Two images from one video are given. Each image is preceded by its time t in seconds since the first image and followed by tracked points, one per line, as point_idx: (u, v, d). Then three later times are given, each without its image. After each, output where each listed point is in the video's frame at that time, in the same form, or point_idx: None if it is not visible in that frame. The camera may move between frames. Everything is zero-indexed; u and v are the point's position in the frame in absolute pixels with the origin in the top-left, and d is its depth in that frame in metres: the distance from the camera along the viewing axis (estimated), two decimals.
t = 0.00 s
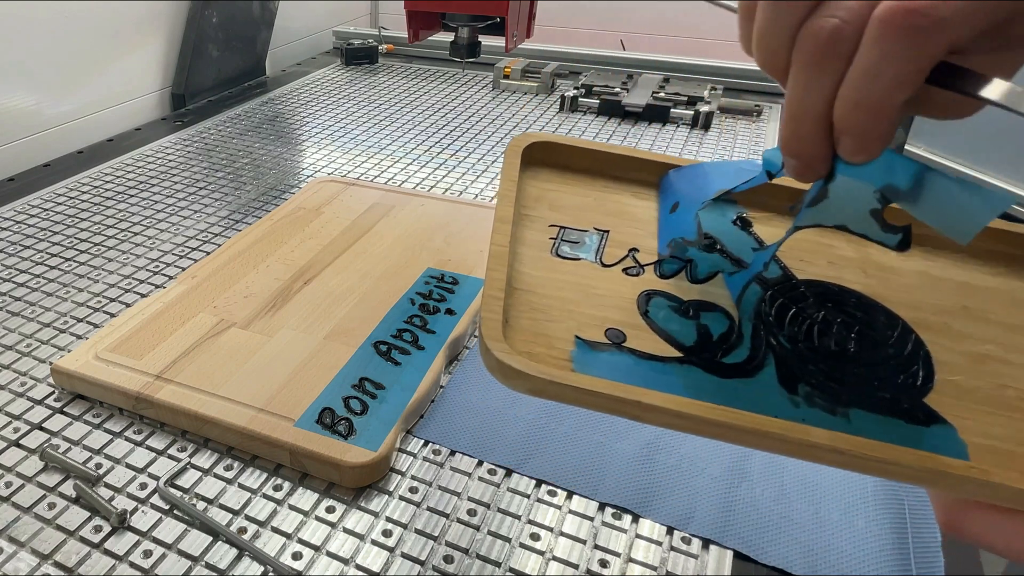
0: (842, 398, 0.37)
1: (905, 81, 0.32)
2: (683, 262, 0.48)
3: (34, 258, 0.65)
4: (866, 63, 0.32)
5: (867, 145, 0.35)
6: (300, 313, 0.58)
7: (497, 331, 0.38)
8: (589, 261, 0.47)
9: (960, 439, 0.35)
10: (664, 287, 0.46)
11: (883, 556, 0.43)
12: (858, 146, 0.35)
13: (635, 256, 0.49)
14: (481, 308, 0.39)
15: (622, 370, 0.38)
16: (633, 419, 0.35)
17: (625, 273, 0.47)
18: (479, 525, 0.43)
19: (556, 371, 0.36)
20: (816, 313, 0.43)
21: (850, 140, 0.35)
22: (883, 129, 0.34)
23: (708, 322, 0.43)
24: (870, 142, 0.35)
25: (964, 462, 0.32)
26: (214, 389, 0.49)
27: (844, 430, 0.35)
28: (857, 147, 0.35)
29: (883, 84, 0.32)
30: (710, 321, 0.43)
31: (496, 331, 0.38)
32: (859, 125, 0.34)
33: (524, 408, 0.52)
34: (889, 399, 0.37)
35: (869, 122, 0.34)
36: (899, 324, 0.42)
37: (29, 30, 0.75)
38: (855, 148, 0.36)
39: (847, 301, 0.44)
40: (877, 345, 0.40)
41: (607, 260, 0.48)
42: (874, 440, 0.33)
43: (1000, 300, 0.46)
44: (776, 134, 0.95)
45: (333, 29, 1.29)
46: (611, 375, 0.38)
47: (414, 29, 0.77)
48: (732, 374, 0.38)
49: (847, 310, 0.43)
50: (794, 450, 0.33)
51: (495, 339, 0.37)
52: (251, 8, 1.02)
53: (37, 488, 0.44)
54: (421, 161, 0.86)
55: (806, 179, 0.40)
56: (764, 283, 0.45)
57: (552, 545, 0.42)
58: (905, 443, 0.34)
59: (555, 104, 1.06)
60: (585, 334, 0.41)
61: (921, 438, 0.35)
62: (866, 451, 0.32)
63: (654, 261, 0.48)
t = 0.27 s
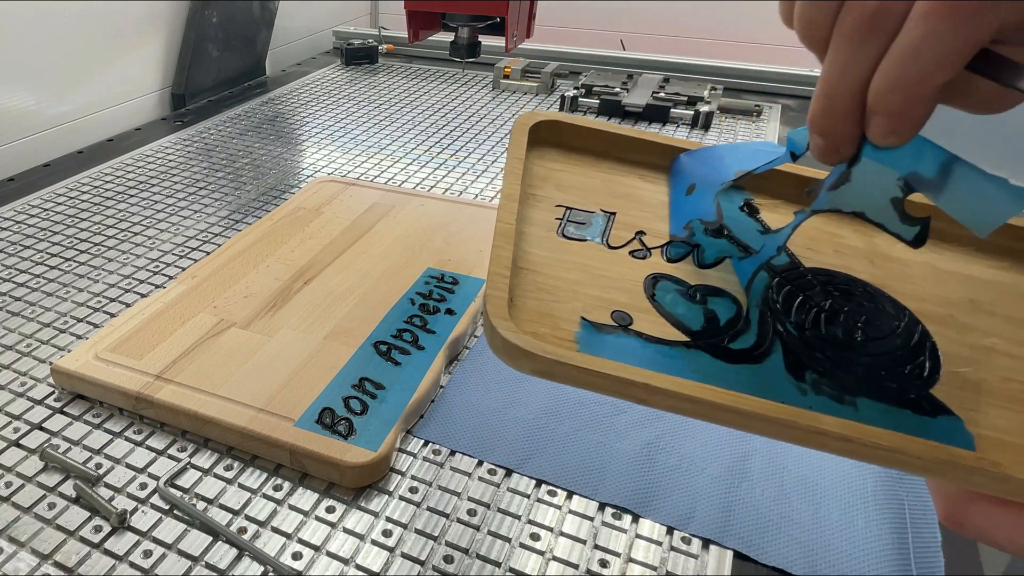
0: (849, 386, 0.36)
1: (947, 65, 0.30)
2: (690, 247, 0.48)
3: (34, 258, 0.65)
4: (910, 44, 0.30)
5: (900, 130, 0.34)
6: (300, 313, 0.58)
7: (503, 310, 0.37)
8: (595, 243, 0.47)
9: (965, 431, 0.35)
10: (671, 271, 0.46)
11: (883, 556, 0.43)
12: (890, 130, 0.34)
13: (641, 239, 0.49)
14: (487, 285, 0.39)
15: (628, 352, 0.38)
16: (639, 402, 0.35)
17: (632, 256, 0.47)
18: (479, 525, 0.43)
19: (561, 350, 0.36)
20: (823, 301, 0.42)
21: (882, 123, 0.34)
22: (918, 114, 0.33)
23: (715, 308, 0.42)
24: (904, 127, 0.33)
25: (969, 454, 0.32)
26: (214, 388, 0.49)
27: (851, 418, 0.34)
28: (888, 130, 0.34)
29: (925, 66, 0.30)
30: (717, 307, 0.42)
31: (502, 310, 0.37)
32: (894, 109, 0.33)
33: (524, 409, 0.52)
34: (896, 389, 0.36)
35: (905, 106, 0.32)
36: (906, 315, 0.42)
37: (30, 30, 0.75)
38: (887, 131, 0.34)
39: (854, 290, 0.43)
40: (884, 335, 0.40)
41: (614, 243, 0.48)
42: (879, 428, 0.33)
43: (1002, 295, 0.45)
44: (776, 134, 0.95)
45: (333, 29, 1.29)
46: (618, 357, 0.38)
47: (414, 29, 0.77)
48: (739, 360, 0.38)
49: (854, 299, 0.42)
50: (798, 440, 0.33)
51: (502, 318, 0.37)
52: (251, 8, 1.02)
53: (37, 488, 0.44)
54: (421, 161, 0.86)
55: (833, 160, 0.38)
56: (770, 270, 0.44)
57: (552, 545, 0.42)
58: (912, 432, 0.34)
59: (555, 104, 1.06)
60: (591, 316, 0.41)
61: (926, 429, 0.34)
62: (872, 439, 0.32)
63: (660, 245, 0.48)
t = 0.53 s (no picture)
0: (849, 383, 0.36)
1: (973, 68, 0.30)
2: (690, 246, 0.48)
3: (34, 258, 0.65)
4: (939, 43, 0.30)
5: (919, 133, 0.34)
6: (300, 313, 0.58)
7: (503, 305, 0.37)
8: (594, 241, 0.47)
9: (965, 429, 0.35)
10: (670, 269, 0.46)
11: (883, 557, 0.43)
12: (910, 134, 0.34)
13: (640, 237, 0.49)
14: (487, 281, 0.39)
15: (627, 348, 0.38)
16: (638, 398, 0.35)
17: (631, 254, 0.47)
18: (479, 525, 0.43)
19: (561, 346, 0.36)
20: (822, 299, 0.42)
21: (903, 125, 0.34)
22: (938, 118, 0.33)
23: (715, 306, 0.43)
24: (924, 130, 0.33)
25: (969, 450, 0.32)
26: (215, 388, 0.49)
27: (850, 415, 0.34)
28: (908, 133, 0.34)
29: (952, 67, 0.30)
30: (716, 305, 0.42)
31: (503, 305, 0.37)
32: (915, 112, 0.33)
33: (524, 408, 0.52)
34: (895, 387, 0.36)
35: (927, 108, 0.32)
36: (905, 313, 0.42)
37: (31, 30, 0.75)
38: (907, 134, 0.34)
39: (853, 289, 0.43)
40: (883, 333, 0.40)
41: (614, 241, 0.48)
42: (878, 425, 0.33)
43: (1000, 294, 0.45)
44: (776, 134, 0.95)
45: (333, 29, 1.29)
46: (617, 353, 0.38)
47: (414, 29, 0.77)
48: (738, 357, 0.38)
49: (853, 298, 0.42)
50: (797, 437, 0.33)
51: (502, 314, 0.37)
52: (251, 8, 1.02)
53: (37, 488, 0.44)
54: (421, 161, 0.86)
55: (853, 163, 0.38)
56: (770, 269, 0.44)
57: (552, 545, 0.42)
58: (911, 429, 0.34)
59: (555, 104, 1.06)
60: (590, 313, 0.41)
61: (926, 425, 0.34)
62: (873, 435, 0.32)
63: (661, 243, 0.48)
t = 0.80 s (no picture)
0: (849, 381, 0.36)
1: (979, 85, 0.29)
2: (690, 244, 0.48)
3: (34, 258, 0.65)
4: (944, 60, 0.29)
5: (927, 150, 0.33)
6: (300, 313, 0.58)
7: (503, 303, 0.37)
8: (595, 240, 0.47)
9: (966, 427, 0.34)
10: (671, 267, 0.46)
11: (883, 557, 0.43)
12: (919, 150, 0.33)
13: (640, 234, 0.49)
14: (487, 279, 0.39)
15: (629, 345, 0.38)
16: (639, 396, 0.35)
17: (632, 252, 0.47)
18: (479, 525, 0.43)
19: (562, 344, 0.36)
20: (822, 299, 0.42)
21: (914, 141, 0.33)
22: (948, 134, 0.31)
23: (716, 304, 0.42)
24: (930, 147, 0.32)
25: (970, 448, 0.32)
26: (215, 388, 0.49)
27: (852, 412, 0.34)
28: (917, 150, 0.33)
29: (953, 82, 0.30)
30: (717, 304, 0.42)
31: (503, 304, 0.37)
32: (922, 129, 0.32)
33: (524, 408, 0.52)
34: (895, 385, 0.36)
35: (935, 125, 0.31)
36: (904, 313, 0.42)
37: (31, 31, 0.75)
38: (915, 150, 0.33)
39: (852, 289, 0.43)
40: (883, 332, 0.40)
41: (616, 239, 0.48)
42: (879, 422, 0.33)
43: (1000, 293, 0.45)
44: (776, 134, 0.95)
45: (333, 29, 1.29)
46: (618, 350, 0.37)
47: (414, 29, 0.77)
48: (740, 355, 0.38)
49: (852, 297, 0.43)
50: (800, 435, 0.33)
51: (502, 311, 0.37)
52: (251, 8, 1.02)
53: (37, 488, 0.44)
54: (421, 161, 0.86)
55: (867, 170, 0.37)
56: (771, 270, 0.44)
57: (552, 545, 0.42)
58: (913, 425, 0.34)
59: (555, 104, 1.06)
60: (591, 311, 0.40)
61: (928, 422, 0.34)
62: (876, 432, 0.32)
63: (661, 241, 0.48)
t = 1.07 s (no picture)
0: (855, 377, 0.36)
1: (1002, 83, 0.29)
2: (694, 240, 0.48)
3: (34, 258, 0.65)
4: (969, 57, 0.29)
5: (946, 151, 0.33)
6: (300, 313, 0.58)
7: (509, 296, 0.37)
8: (601, 235, 0.47)
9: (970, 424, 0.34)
10: (675, 261, 0.46)
11: (883, 557, 0.43)
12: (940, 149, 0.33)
13: (644, 229, 0.48)
14: (492, 272, 0.38)
15: (634, 340, 0.38)
16: (645, 391, 0.35)
17: (636, 247, 0.46)
18: (479, 525, 0.43)
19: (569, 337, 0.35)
20: (827, 294, 0.42)
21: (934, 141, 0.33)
22: (968, 132, 0.31)
23: (720, 298, 0.42)
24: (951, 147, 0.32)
25: (975, 445, 0.32)
26: (215, 388, 0.49)
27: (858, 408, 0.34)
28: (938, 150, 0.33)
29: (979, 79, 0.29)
30: (721, 298, 0.42)
31: (508, 297, 0.37)
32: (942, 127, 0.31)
33: (524, 408, 0.52)
34: (900, 381, 0.36)
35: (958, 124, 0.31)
36: (908, 310, 0.42)
37: (31, 31, 0.75)
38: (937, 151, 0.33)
39: (857, 285, 0.43)
40: (887, 329, 0.40)
41: (619, 234, 0.47)
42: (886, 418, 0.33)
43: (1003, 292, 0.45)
44: (776, 134, 0.95)
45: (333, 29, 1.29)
46: (624, 344, 0.37)
47: (414, 29, 0.77)
48: (746, 351, 0.37)
49: (857, 294, 0.43)
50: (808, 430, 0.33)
51: (508, 304, 0.36)
52: (251, 8, 1.02)
53: (37, 488, 0.44)
54: (421, 161, 0.86)
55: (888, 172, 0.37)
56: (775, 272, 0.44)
57: (552, 545, 0.42)
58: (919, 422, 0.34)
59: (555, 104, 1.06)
60: (596, 305, 0.40)
61: (934, 418, 0.34)
62: (884, 428, 0.32)
63: (665, 236, 0.48)
